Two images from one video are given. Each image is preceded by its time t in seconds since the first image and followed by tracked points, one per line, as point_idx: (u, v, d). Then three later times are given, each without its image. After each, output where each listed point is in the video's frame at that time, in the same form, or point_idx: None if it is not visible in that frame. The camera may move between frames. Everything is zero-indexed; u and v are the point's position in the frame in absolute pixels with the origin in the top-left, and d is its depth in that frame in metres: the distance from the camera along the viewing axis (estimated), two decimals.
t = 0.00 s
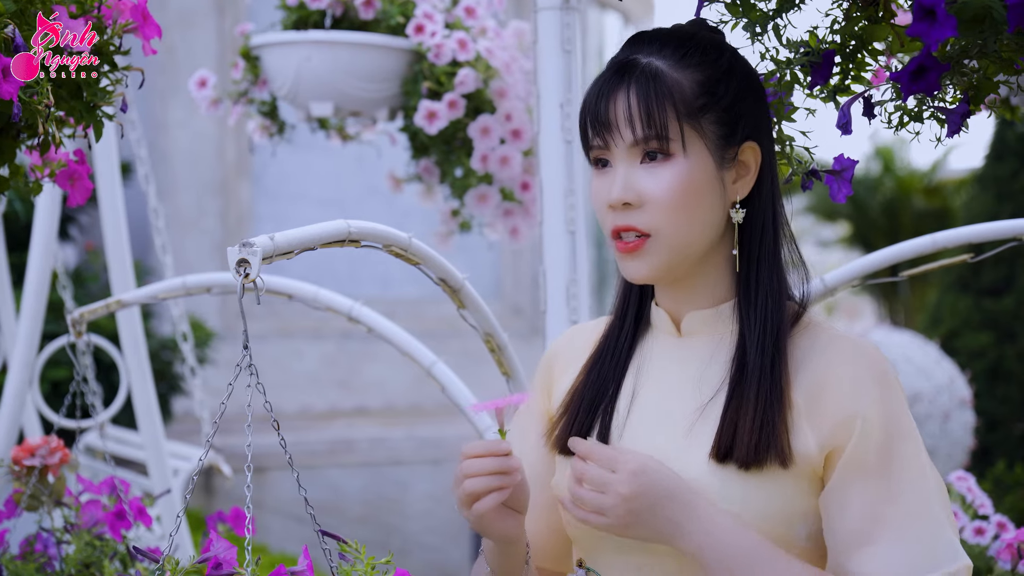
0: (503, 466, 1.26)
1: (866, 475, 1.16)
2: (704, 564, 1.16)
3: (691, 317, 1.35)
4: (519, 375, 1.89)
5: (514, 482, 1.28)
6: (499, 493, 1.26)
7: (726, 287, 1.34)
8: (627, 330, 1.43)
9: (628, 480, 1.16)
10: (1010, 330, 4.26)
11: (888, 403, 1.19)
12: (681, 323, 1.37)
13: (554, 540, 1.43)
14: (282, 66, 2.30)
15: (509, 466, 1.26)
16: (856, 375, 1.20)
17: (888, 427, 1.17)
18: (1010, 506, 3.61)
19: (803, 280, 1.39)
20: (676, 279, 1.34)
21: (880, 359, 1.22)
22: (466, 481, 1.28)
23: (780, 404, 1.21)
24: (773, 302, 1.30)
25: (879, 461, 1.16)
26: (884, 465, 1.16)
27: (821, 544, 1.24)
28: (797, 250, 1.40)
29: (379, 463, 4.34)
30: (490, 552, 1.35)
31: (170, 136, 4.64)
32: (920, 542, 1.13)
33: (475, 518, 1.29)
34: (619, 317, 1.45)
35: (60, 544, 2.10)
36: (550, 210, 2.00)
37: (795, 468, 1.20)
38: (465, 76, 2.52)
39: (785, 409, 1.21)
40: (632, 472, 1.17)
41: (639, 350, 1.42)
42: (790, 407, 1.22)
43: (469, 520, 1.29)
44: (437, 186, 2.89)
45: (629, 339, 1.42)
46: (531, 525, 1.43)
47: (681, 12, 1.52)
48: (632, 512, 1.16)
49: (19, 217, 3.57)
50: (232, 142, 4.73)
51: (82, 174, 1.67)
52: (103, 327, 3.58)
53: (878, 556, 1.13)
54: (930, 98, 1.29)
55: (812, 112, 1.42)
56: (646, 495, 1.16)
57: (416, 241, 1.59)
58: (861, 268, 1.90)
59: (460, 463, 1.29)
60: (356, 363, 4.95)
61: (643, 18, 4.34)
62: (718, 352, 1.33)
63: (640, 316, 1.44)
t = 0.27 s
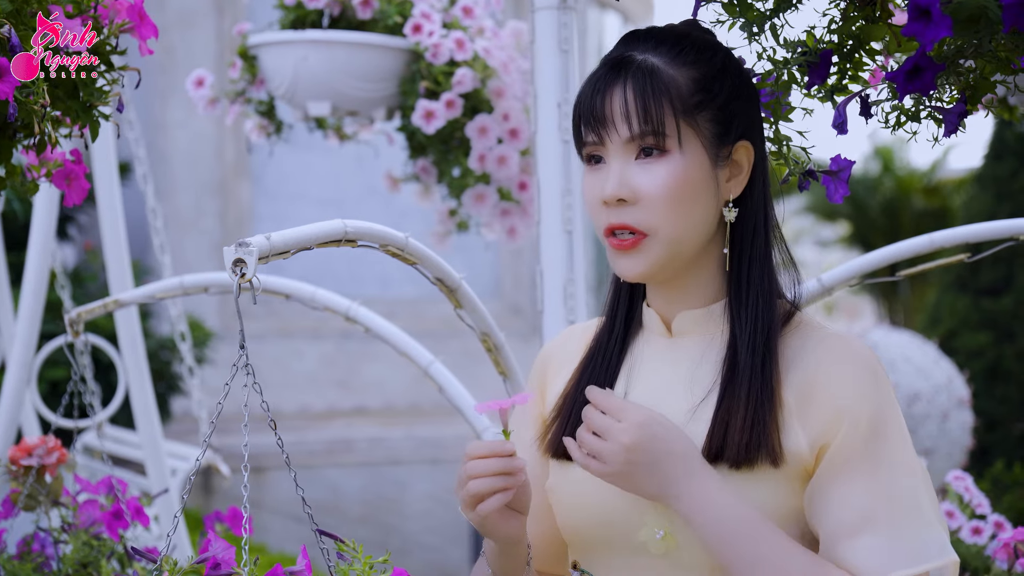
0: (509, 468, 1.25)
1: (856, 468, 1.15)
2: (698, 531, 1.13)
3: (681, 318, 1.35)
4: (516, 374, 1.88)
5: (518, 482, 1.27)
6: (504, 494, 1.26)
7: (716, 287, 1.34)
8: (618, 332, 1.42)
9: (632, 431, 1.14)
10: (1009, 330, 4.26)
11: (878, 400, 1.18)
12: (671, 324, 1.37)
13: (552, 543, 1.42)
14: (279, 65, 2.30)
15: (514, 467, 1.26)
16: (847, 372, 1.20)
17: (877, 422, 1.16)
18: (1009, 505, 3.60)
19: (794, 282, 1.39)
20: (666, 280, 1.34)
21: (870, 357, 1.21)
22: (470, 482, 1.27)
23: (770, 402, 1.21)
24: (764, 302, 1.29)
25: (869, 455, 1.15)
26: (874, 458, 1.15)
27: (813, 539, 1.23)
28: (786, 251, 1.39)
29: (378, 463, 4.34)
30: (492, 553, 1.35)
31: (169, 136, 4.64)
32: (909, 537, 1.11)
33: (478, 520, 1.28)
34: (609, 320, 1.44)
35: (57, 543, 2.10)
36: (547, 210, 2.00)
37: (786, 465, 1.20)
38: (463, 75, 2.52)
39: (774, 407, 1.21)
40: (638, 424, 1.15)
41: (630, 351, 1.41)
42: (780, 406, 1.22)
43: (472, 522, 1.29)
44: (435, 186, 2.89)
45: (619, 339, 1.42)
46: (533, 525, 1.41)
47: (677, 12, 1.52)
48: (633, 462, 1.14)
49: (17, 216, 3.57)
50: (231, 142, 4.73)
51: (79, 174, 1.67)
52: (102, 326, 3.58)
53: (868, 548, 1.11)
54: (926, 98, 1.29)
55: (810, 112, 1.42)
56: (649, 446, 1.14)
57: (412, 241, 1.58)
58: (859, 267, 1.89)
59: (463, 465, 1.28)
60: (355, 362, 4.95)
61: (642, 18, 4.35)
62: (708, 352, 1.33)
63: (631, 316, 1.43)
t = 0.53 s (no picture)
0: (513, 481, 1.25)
1: (849, 467, 1.14)
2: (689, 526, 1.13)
3: (677, 318, 1.34)
4: (514, 374, 1.89)
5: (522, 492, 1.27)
6: (509, 503, 1.26)
7: (712, 288, 1.33)
8: (606, 339, 1.42)
9: (626, 419, 1.18)
10: (1008, 329, 4.26)
11: (870, 399, 1.18)
12: (666, 324, 1.36)
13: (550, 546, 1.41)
14: (278, 65, 2.30)
15: (518, 477, 1.26)
16: (839, 370, 1.20)
17: (869, 420, 1.16)
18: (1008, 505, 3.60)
19: (787, 282, 1.39)
20: (663, 276, 1.34)
21: (863, 356, 1.21)
22: (475, 492, 1.27)
23: (763, 399, 1.21)
24: (757, 301, 1.29)
25: (862, 454, 1.15)
26: (866, 457, 1.15)
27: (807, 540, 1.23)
28: (780, 254, 1.39)
29: (377, 463, 4.34)
30: (495, 559, 1.34)
31: (168, 136, 4.64)
32: (902, 536, 1.11)
33: (483, 529, 1.28)
34: (598, 325, 1.44)
35: (55, 543, 2.10)
36: (544, 210, 1.99)
37: (779, 464, 1.20)
38: (460, 75, 2.52)
39: (767, 405, 1.21)
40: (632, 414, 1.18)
41: (624, 352, 1.41)
42: (773, 405, 1.22)
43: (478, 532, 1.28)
44: (433, 186, 2.88)
45: (610, 339, 1.42)
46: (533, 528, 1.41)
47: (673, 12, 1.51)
48: (624, 450, 1.18)
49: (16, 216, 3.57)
50: (230, 141, 4.73)
51: (75, 173, 1.66)
52: (101, 326, 3.59)
53: (861, 546, 1.11)
54: (923, 97, 1.29)
55: (806, 111, 1.42)
56: (639, 435, 1.17)
57: (409, 241, 1.59)
58: (857, 267, 1.89)
59: (468, 474, 1.27)
60: (355, 362, 4.95)
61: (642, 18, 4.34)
62: (701, 351, 1.32)
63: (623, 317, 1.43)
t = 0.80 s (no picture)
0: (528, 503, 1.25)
1: (849, 470, 1.14)
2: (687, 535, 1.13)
3: (673, 318, 1.34)
4: (512, 375, 1.89)
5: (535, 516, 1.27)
6: (521, 528, 1.26)
7: (708, 288, 1.33)
8: (603, 341, 1.42)
9: (621, 432, 1.20)
10: (1008, 329, 4.26)
11: (870, 400, 1.17)
12: (662, 325, 1.36)
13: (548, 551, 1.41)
14: (277, 65, 2.30)
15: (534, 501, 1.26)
16: (839, 371, 1.20)
17: (869, 421, 1.16)
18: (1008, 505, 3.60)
19: (786, 284, 1.38)
20: (656, 274, 1.34)
21: (862, 357, 1.21)
22: (489, 515, 1.27)
23: (761, 400, 1.21)
24: (755, 301, 1.29)
25: (863, 456, 1.15)
26: (866, 459, 1.14)
27: (805, 545, 1.23)
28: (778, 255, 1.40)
29: (377, 463, 4.34)
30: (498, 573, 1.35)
31: (168, 136, 4.64)
32: (905, 537, 1.11)
33: (495, 552, 1.28)
34: (596, 327, 1.44)
35: (54, 543, 2.10)
36: (542, 211, 1.99)
37: (777, 467, 1.20)
38: (459, 75, 2.51)
39: (765, 407, 1.21)
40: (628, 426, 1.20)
41: (621, 353, 1.41)
42: (771, 407, 1.21)
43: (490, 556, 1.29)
44: (432, 186, 2.88)
45: (608, 340, 1.42)
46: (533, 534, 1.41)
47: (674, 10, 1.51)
48: (621, 463, 1.19)
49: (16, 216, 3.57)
50: (230, 142, 4.73)
51: (74, 173, 1.66)
52: (100, 326, 3.59)
53: (865, 548, 1.10)
54: (920, 97, 1.29)
55: (804, 111, 1.42)
56: (633, 447, 1.18)
57: (407, 241, 1.59)
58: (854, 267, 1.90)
59: (483, 495, 1.28)
60: (355, 362, 4.95)
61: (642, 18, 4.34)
62: (698, 352, 1.32)
63: (620, 320, 1.43)
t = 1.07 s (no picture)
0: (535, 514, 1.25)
1: (849, 471, 1.14)
2: (687, 542, 1.13)
3: (669, 319, 1.34)
4: (510, 375, 1.89)
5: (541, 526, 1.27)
6: (528, 539, 1.26)
7: (704, 287, 1.33)
8: (604, 341, 1.42)
9: (619, 442, 1.20)
10: (1009, 329, 4.26)
11: (869, 400, 1.17)
12: (659, 325, 1.36)
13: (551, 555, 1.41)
14: (276, 65, 2.30)
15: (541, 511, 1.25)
16: (837, 371, 1.19)
17: (870, 421, 1.16)
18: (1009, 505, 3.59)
19: (787, 283, 1.38)
20: (649, 274, 1.34)
21: (859, 356, 1.21)
22: (496, 525, 1.27)
23: (758, 403, 1.21)
24: (751, 301, 1.29)
25: (863, 456, 1.14)
26: (866, 460, 1.14)
27: (807, 546, 1.22)
28: (780, 254, 1.39)
29: (378, 463, 4.34)
30: None
31: (168, 136, 4.65)
32: (908, 535, 1.11)
33: (500, 563, 1.28)
34: (596, 327, 1.44)
35: (53, 543, 2.10)
36: (542, 210, 2.00)
37: (776, 470, 1.19)
38: (459, 75, 2.50)
39: (763, 410, 1.21)
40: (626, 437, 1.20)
41: (619, 354, 1.40)
42: (769, 409, 1.21)
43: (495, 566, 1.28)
44: (432, 186, 2.88)
45: (607, 341, 1.41)
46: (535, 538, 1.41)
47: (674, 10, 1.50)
48: (619, 473, 1.19)
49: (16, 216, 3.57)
50: (230, 141, 4.73)
51: (74, 173, 1.66)
52: (100, 326, 3.59)
53: (867, 549, 1.10)
54: (917, 97, 1.29)
55: (801, 111, 1.42)
56: (632, 457, 1.18)
57: (406, 241, 1.59)
58: (853, 267, 1.89)
59: (489, 506, 1.27)
60: (355, 362, 4.95)
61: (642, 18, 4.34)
62: (696, 353, 1.32)
63: (620, 321, 1.43)
